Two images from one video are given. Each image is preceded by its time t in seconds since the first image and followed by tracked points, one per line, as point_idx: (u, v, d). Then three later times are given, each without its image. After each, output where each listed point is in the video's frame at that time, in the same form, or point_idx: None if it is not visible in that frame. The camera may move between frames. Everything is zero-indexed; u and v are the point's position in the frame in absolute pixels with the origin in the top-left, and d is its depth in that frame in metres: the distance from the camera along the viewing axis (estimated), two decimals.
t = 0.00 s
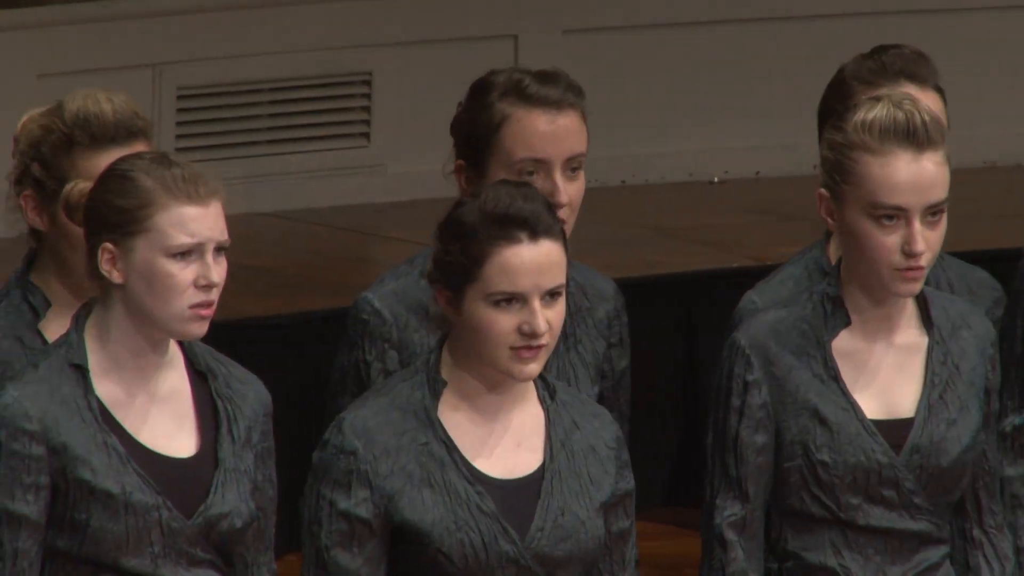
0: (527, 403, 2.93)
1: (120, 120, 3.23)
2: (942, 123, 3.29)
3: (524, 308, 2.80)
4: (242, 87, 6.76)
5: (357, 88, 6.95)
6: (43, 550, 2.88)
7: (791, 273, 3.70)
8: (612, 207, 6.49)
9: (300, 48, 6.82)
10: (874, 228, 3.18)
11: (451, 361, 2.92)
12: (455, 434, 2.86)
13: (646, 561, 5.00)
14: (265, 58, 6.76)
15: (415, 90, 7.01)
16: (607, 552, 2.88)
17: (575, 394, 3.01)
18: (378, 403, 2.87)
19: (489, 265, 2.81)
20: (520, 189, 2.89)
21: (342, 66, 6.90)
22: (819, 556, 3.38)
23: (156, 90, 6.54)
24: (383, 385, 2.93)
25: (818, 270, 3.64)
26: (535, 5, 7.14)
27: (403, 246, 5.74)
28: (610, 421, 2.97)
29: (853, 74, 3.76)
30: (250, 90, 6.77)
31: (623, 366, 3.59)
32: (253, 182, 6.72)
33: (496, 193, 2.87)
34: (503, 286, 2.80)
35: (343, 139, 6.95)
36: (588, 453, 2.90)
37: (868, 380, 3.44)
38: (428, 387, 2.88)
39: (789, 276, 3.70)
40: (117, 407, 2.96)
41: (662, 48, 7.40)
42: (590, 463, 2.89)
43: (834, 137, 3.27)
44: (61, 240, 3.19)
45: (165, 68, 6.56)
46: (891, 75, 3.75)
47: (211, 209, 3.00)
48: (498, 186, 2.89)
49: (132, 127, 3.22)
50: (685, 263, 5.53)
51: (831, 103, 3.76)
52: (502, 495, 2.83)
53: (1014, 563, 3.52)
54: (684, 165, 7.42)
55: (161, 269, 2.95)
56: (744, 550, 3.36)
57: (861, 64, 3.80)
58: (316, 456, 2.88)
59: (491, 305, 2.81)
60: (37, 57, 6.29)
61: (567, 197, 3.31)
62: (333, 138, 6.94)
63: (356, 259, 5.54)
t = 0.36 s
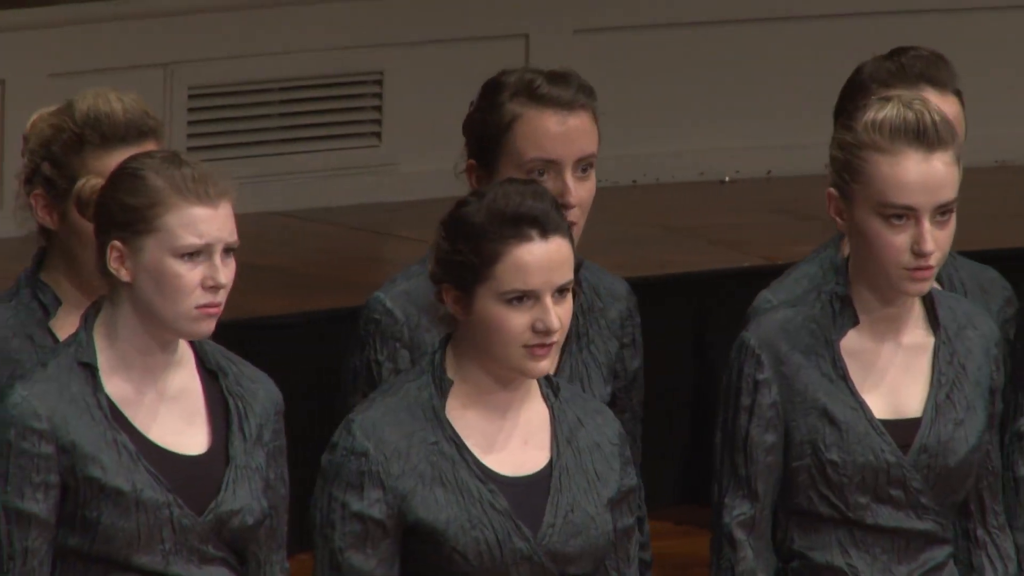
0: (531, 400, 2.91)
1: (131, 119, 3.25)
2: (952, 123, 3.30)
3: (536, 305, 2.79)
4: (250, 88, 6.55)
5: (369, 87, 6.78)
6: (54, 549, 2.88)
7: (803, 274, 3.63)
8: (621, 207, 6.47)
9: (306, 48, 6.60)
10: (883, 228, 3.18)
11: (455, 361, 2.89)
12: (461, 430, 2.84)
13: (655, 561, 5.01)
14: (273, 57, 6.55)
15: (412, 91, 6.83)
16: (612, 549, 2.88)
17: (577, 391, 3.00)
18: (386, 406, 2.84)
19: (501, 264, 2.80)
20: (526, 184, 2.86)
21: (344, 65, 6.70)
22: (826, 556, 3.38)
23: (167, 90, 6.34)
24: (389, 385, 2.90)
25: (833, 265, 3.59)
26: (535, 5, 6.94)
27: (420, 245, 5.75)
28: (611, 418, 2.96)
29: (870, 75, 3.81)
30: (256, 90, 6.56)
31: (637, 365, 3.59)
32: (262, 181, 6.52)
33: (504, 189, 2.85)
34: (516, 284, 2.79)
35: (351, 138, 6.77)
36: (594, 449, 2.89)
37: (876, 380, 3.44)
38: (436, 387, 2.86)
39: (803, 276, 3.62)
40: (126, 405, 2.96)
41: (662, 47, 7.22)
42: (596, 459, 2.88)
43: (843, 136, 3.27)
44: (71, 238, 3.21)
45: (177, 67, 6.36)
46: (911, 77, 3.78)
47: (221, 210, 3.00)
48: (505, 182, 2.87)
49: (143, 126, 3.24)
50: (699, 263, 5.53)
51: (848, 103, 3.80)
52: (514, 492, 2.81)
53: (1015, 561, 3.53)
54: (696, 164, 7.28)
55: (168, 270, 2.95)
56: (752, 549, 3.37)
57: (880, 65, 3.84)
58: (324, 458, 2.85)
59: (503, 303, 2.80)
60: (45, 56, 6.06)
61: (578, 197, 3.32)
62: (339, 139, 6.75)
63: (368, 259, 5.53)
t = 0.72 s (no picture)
0: (555, 398, 2.92)
1: (150, 118, 3.28)
2: (971, 123, 3.31)
3: (560, 302, 2.80)
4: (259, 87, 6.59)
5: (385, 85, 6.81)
6: (74, 549, 2.86)
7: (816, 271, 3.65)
8: (639, 207, 6.46)
9: (310, 49, 6.62)
10: (901, 226, 3.19)
11: (480, 361, 2.90)
12: (485, 428, 2.86)
13: (678, 561, 5.01)
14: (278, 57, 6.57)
15: (414, 91, 6.84)
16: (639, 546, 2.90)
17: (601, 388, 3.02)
18: (411, 405, 2.86)
19: (525, 262, 2.80)
20: (549, 182, 2.87)
21: (351, 65, 6.72)
22: (839, 555, 3.37)
23: (186, 89, 6.37)
24: (413, 384, 2.92)
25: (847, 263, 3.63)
26: (534, 5, 6.93)
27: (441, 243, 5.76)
28: (635, 415, 2.98)
29: (888, 75, 3.85)
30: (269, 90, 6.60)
31: (657, 364, 3.61)
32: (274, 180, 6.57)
33: (527, 187, 2.85)
34: (540, 282, 2.79)
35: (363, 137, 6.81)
36: (618, 446, 2.91)
37: (891, 377, 3.43)
38: (459, 385, 2.87)
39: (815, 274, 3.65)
40: (146, 404, 2.94)
41: (662, 48, 7.20)
42: (621, 456, 2.89)
43: (862, 134, 3.29)
44: (89, 238, 3.27)
45: (198, 66, 6.39)
46: (928, 78, 3.83)
47: (240, 207, 2.98)
48: (528, 180, 2.87)
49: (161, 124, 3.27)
50: (723, 261, 5.53)
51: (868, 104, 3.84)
52: (538, 490, 2.83)
53: None
54: (716, 164, 7.29)
55: (187, 267, 2.93)
56: (766, 548, 3.35)
57: (899, 65, 3.89)
58: (349, 457, 2.88)
59: (528, 301, 2.80)
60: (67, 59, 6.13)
61: (598, 194, 3.34)
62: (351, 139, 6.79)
63: (389, 259, 5.52)
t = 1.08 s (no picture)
0: (583, 396, 2.95)
1: (171, 116, 3.37)
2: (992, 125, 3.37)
3: (588, 300, 2.83)
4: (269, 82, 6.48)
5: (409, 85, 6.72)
6: (96, 548, 2.85)
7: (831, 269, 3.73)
8: (657, 207, 6.47)
9: (315, 49, 6.51)
10: (923, 226, 3.24)
11: (508, 361, 2.93)
12: (511, 426, 2.89)
13: (701, 560, 5.02)
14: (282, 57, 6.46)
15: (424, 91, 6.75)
16: (667, 545, 2.93)
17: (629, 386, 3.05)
18: (438, 403, 2.89)
19: (552, 259, 2.84)
20: (577, 181, 2.92)
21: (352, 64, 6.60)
22: (853, 555, 3.36)
23: (207, 87, 6.30)
24: (439, 382, 2.95)
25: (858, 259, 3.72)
26: (535, 5, 6.83)
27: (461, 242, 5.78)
28: (665, 413, 3.00)
29: (900, 73, 3.88)
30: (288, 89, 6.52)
31: (679, 362, 3.63)
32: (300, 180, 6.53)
33: (555, 184, 2.90)
34: (568, 280, 2.83)
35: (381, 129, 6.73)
36: (646, 445, 2.94)
37: (909, 377, 3.43)
38: (486, 383, 2.91)
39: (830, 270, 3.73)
40: (170, 403, 2.93)
41: (663, 48, 7.14)
42: (649, 455, 2.93)
43: (886, 133, 3.34)
44: (111, 237, 3.37)
45: (217, 66, 6.31)
46: (940, 78, 3.87)
47: (256, 202, 2.96)
48: (557, 177, 2.92)
49: (182, 124, 3.35)
50: (744, 259, 5.56)
51: (882, 103, 3.86)
52: (566, 488, 2.86)
53: None
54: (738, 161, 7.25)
55: (206, 265, 2.92)
56: (783, 546, 3.34)
57: (912, 63, 3.91)
58: (377, 455, 2.91)
59: (555, 298, 2.84)
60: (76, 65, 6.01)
61: (621, 188, 3.37)
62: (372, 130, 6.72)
63: (407, 257, 5.55)
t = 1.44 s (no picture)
0: (610, 393, 3.05)
1: (194, 114, 3.38)
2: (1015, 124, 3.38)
3: (614, 299, 2.90)
4: (286, 85, 6.65)
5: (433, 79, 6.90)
6: (121, 544, 2.85)
7: (842, 267, 3.81)
8: (678, 206, 6.52)
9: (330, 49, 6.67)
10: (944, 224, 3.23)
11: (532, 355, 3.03)
12: (539, 423, 2.97)
13: (730, 558, 5.04)
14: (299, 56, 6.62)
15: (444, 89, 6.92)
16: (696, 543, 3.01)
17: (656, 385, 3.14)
18: (464, 400, 2.98)
19: (579, 258, 2.91)
20: (605, 179, 2.98)
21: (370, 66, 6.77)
22: (874, 554, 3.33)
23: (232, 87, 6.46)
24: (467, 380, 3.04)
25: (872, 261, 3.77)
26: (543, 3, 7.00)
27: (484, 242, 5.83)
28: (692, 411, 3.09)
29: (911, 74, 3.87)
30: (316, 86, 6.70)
31: (702, 362, 3.67)
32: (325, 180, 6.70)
33: (581, 183, 2.97)
34: (595, 279, 2.90)
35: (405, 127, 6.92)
36: (674, 441, 3.02)
37: (929, 378, 3.39)
38: (512, 379, 2.99)
39: (841, 268, 3.81)
40: (198, 402, 2.94)
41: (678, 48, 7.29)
42: (676, 451, 3.01)
43: (907, 131, 3.35)
44: (134, 236, 3.37)
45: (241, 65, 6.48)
46: (954, 81, 3.86)
47: (278, 199, 2.96)
48: (583, 176, 2.99)
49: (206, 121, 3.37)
50: (771, 257, 5.60)
51: (894, 103, 3.84)
52: (593, 483, 2.94)
53: None
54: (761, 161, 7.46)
55: (231, 263, 2.91)
56: (804, 546, 3.32)
57: (923, 64, 3.90)
58: (404, 453, 2.98)
59: (581, 297, 2.91)
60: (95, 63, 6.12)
61: (649, 182, 3.47)
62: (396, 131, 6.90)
63: (432, 256, 5.61)
